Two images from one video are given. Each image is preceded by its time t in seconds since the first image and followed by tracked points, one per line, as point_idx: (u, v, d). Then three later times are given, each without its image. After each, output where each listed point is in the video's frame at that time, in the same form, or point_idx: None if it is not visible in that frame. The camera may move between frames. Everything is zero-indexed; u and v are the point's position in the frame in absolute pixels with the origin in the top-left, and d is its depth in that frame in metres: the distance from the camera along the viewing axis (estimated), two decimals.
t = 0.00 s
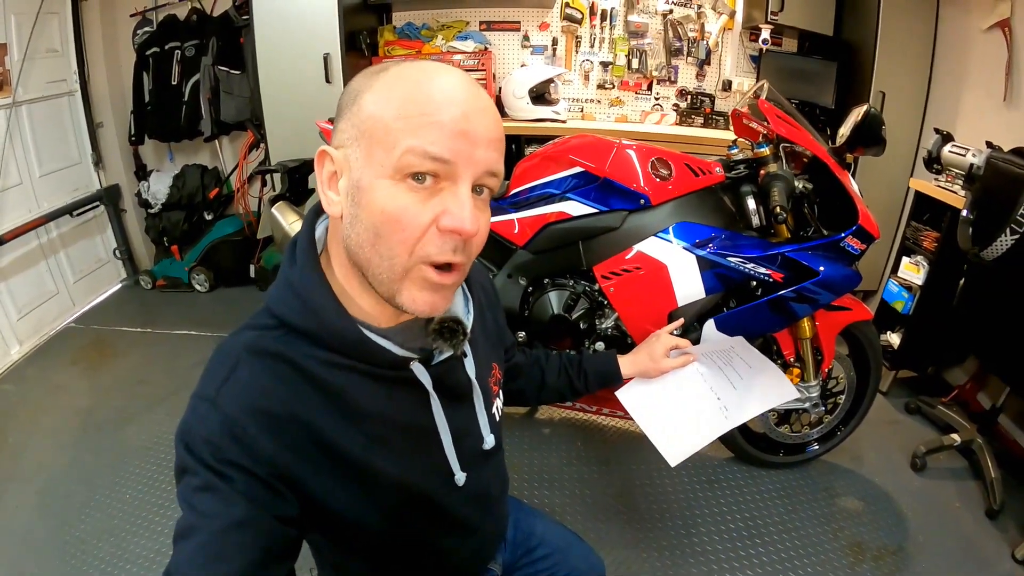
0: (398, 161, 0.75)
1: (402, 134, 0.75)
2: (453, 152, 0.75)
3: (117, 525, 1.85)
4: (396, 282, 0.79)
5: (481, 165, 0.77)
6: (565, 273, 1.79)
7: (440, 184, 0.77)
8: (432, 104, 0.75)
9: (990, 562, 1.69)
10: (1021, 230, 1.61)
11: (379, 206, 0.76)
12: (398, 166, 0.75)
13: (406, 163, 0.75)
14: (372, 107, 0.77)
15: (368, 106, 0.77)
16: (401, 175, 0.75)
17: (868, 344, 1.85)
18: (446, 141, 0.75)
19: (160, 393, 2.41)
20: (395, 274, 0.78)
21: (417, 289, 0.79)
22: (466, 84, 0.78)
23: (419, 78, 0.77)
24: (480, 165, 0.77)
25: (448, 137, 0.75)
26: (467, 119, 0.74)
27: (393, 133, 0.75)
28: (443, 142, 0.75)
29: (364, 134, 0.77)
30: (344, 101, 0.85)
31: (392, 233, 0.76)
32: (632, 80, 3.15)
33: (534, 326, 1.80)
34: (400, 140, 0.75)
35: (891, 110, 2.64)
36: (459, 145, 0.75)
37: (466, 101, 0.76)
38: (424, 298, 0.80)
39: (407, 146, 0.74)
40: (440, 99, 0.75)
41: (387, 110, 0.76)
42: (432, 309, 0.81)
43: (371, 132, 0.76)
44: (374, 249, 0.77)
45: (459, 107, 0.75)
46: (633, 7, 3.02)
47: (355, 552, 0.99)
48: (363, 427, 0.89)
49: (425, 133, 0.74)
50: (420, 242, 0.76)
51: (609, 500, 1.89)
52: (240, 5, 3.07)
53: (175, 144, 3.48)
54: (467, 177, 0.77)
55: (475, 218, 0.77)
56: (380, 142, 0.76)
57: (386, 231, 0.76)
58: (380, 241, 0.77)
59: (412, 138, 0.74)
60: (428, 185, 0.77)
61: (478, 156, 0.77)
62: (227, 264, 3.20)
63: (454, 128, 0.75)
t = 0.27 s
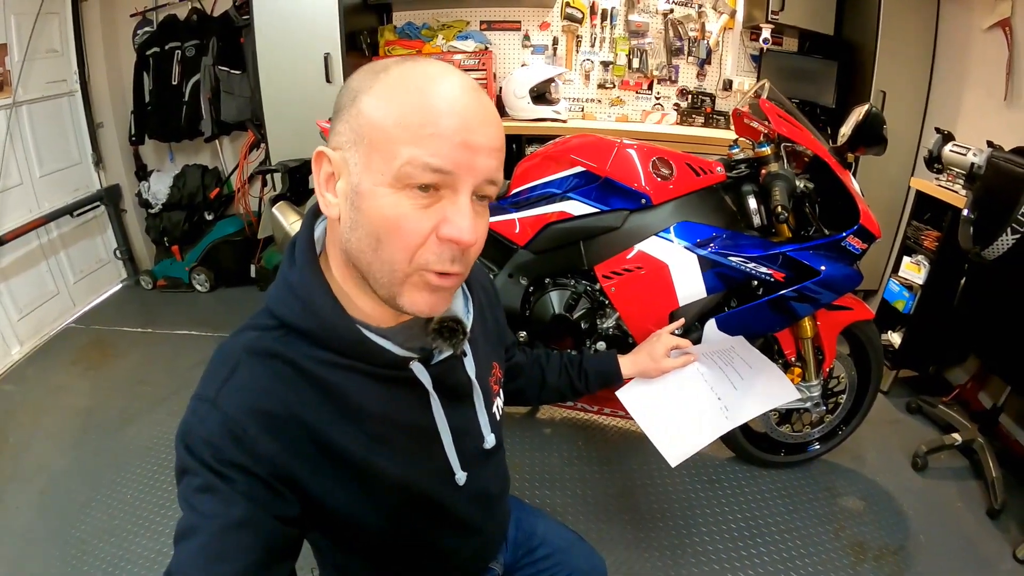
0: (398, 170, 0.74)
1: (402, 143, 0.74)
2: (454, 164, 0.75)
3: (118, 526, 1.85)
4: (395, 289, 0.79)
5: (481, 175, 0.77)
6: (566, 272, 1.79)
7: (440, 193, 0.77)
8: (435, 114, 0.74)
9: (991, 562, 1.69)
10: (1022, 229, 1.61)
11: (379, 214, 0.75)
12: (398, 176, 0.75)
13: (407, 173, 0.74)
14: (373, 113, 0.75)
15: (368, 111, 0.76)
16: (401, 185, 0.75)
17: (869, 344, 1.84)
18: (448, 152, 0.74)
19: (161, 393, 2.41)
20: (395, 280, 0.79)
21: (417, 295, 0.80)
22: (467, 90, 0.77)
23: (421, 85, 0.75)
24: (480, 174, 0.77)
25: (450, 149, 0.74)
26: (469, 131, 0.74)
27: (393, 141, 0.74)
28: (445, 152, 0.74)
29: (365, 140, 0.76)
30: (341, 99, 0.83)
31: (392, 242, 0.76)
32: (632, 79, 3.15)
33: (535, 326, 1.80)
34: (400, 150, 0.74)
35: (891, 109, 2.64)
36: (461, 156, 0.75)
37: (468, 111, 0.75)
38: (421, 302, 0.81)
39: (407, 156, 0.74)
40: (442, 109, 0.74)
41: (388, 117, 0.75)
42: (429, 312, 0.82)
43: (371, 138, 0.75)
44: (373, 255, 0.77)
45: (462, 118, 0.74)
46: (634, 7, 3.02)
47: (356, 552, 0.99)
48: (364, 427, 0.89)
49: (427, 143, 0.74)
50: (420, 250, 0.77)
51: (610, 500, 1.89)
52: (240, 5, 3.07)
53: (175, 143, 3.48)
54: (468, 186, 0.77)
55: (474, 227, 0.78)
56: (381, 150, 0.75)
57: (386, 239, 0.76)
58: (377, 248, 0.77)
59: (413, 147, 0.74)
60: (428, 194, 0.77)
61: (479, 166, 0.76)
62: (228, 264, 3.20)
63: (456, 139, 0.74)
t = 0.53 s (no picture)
0: (475, 179, 0.82)
1: (466, 154, 0.80)
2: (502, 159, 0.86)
3: (118, 523, 1.85)
4: (461, 273, 0.89)
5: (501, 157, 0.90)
6: (564, 272, 1.79)
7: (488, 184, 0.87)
8: (484, 122, 0.81)
9: (992, 564, 1.68)
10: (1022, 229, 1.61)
11: (461, 220, 0.83)
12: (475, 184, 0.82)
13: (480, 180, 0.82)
14: (428, 130, 0.77)
15: (424, 129, 0.77)
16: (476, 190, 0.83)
17: (869, 345, 1.84)
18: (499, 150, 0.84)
19: (162, 392, 2.42)
20: (462, 268, 0.88)
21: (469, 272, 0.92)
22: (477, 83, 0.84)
23: (461, 94, 0.79)
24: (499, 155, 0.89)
25: (495, 147, 0.83)
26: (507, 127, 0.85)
27: (467, 156, 0.80)
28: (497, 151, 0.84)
29: (427, 159, 0.78)
30: (338, 111, 0.77)
31: (466, 238, 0.85)
32: (633, 79, 3.15)
33: (533, 326, 1.80)
34: (475, 163, 0.81)
35: (893, 109, 2.63)
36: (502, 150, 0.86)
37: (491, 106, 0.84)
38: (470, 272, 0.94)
39: (481, 166, 0.82)
40: (485, 114, 0.81)
41: (448, 132, 0.78)
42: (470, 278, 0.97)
43: (442, 157, 0.78)
44: (454, 255, 0.85)
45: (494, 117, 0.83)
46: (635, 7, 3.02)
47: (352, 550, 0.99)
48: (361, 426, 0.89)
49: (488, 150, 0.82)
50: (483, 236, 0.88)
51: (609, 500, 1.89)
52: (242, 5, 3.08)
53: (177, 143, 3.49)
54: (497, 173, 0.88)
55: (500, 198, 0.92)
56: (452, 165, 0.79)
57: (466, 238, 0.85)
58: (457, 247, 0.85)
59: (483, 156, 0.81)
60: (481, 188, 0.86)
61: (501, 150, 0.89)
62: (230, 263, 3.21)
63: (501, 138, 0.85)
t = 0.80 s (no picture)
0: (434, 143, 0.77)
1: (429, 116, 0.76)
2: (479, 131, 0.80)
3: (117, 516, 1.86)
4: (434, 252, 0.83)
5: (491, 139, 0.84)
6: (565, 266, 1.79)
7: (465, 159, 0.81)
8: (454, 88, 0.77)
9: (997, 565, 1.66)
10: None
11: (419, 186, 0.77)
12: (436, 148, 0.77)
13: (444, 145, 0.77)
14: (388, 92, 0.75)
15: (383, 90, 0.75)
16: (439, 156, 0.77)
17: (873, 341, 1.82)
18: (473, 119, 0.79)
19: (164, 387, 2.43)
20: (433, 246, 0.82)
21: (449, 254, 0.85)
22: (462, 64, 0.81)
23: (429, 61, 0.77)
24: (490, 137, 0.83)
25: (470, 114, 0.79)
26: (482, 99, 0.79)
27: (423, 116, 0.76)
28: (470, 119, 0.78)
29: (384, 119, 0.76)
30: (317, 82, 0.79)
31: (434, 208, 0.79)
32: (637, 76, 3.14)
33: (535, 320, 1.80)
34: (433, 124, 0.76)
35: (899, 106, 2.61)
36: (480, 123, 0.80)
37: (472, 78, 0.80)
38: (454, 262, 0.86)
39: (442, 129, 0.77)
40: (457, 79, 0.78)
41: (408, 94, 0.76)
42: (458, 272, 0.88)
43: (398, 118, 0.76)
44: (415, 227, 0.80)
45: (471, 85, 0.79)
46: (639, 3, 3.01)
47: (346, 543, 0.98)
48: (355, 417, 0.88)
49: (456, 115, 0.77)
50: (456, 212, 0.82)
51: (609, 498, 1.88)
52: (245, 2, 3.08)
53: (181, 140, 3.51)
54: (483, 150, 0.83)
55: (495, 183, 0.84)
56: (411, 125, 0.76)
57: (428, 208, 0.79)
58: (422, 217, 0.79)
59: (444, 120, 0.77)
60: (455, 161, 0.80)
61: (490, 132, 0.82)
62: (233, 260, 3.22)
63: (476, 108, 0.79)
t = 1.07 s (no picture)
0: (377, 151, 0.74)
1: (380, 121, 0.74)
2: (431, 145, 0.74)
3: (114, 517, 1.86)
4: (374, 268, 0.79)
5: (458, 158, 0.76)
6: (560, 267, 1.79)
7: (420, 172, 0.76)
8: (413, 96, 0.73)
9: (995, 565, 1.65)
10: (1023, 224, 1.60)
11: (360, 192, 0.75)
12: (378, 156, 0.74)
13: (386, 153, 0.74)
14: (353, 93, 0.75)
15: (350, 91, 0.75)
16: (381, 164, 0.75)
17: (869, 341, 1.81)
18: (424, 132, 0.73)
19: (161, 388, 2.43)
20: (373, 260, 0.78)
21: (394, 275, 0.79)
22: (449, 75, 0.76)
23: (401, 67, 0.75)
24: (459, 155, 0.76)
25: (423, 125, 0.73)
26: (445, 111, 0.73)
27: (373, 122, 0.74)
28: (421, 132, 0.73)
29: (346, 119, 0.76)
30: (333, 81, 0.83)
31: (371, 217, 0.76)
32: (633, 78, 3.15)
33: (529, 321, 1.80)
34: (378, 131, 0.74)
35: (894, 107, 2.61)
36: (437, 137, 0.74)
37: (444, 89, 0.74)
38: (401, 282, 0.80)
39: (384, 137, 0.73)
40: (417, 87, 0.74)
41: (366, 96, 0.74)
42: (410, 294, 0.82)
43: (353, 121, 0.75)
44: (353, 234, 0.77)
45: (434, 96, 0.74)
46: (635, 6, 3.03)
47: (340, 538, 0.98)
48: (351, 411, 0.88)
49: (404, 124, 0.73)
50: (399, 225, 0.77)
51: (605, 498, 1.88)
52: (244, 5, 3.10)
53: (180, 143, 3.52)
54: (444, 167, 0.76)
55: (452, 207, 0.77)
56: (363, 128, 0.74)
57: (366, 215, 0.76)
58: (358, 224, 0.77)
59: (390, 128, 0.73)
60: (410, 173, 0.76)
61: (456, 148, 0.76)
62: (231, 262, 3.22)
63: (433, 120, 0.73)
